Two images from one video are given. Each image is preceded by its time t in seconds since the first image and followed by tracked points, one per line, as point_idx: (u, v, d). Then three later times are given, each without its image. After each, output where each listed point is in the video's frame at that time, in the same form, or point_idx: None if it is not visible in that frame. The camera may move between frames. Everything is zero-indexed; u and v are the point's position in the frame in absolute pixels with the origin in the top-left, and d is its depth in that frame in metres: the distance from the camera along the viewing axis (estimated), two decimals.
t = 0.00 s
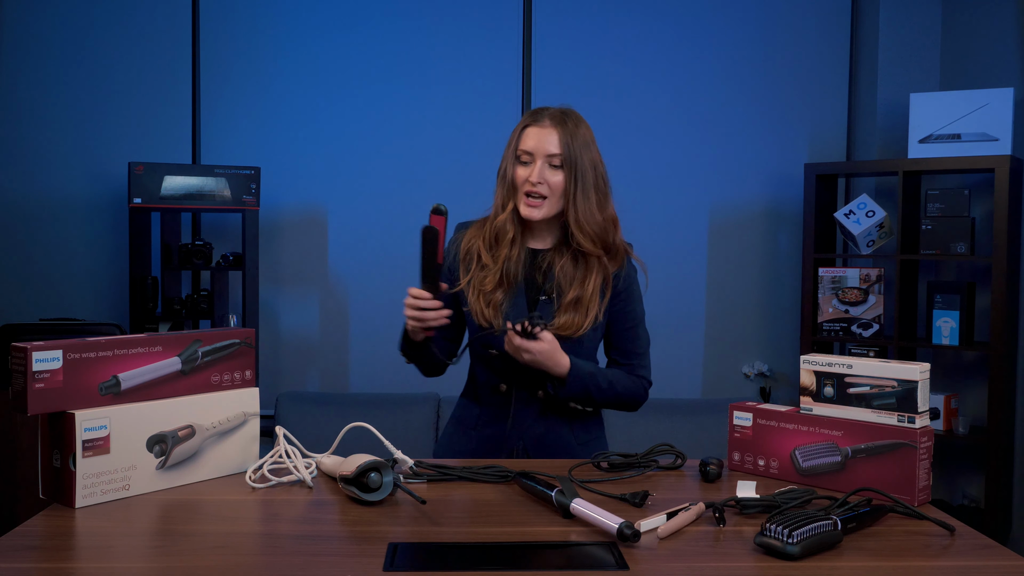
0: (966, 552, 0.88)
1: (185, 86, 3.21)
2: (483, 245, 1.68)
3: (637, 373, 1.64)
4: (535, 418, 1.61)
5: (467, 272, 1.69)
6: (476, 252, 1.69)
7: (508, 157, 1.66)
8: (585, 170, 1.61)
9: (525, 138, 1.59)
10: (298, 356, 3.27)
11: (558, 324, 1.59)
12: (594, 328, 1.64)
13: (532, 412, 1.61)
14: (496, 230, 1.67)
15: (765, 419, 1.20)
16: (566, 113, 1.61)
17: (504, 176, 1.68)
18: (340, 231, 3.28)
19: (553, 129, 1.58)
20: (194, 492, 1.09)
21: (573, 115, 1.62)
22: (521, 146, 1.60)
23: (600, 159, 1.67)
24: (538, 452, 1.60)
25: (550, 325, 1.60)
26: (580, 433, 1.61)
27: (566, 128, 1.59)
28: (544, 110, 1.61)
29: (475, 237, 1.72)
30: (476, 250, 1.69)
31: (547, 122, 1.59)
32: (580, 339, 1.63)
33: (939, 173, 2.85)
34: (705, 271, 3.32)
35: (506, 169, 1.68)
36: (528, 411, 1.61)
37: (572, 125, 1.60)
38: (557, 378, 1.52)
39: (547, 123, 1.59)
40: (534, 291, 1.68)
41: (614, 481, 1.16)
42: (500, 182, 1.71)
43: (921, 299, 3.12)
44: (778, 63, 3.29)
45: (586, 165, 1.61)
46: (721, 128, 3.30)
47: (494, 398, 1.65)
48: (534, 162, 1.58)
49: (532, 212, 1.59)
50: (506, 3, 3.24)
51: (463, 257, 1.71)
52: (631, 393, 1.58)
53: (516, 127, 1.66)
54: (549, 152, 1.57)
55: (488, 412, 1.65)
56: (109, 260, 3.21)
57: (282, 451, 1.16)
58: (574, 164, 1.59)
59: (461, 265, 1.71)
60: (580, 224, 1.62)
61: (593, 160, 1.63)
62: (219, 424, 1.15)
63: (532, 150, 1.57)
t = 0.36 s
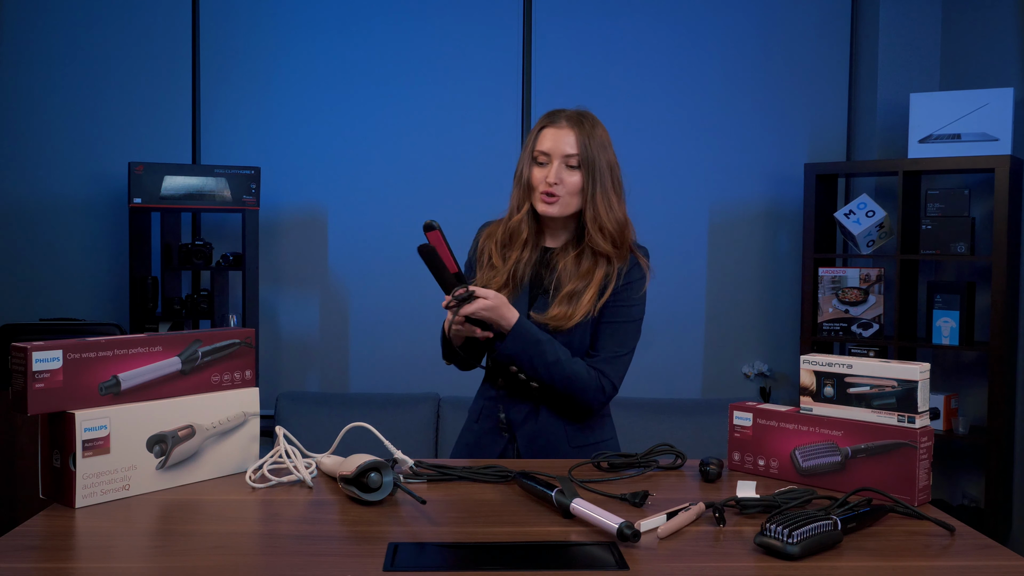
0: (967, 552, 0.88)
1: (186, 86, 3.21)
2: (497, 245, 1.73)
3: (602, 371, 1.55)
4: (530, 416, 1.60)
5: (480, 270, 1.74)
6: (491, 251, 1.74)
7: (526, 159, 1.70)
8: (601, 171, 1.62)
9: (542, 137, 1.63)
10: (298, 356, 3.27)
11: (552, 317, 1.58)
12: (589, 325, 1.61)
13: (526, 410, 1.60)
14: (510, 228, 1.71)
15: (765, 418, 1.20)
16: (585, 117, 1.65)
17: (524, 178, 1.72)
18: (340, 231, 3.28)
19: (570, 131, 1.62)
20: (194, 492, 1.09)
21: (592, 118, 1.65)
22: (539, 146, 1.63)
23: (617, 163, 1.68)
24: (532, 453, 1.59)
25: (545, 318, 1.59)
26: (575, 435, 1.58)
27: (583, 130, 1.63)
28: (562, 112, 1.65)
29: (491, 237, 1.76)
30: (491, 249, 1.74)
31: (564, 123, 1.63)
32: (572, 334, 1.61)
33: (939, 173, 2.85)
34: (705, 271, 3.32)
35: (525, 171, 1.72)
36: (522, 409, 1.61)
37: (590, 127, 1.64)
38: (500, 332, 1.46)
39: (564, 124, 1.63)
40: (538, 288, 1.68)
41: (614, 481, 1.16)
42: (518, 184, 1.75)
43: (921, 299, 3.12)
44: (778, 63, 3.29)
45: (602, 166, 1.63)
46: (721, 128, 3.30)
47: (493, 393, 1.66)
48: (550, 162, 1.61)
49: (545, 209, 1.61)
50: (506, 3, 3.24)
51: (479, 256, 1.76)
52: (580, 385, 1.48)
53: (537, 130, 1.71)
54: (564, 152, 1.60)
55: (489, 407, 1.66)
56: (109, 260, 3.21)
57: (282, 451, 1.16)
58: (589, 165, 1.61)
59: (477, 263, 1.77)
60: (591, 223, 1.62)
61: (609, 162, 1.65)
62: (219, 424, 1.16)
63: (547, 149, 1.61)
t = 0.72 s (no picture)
0: (967, 552, 0.88)
1: (186, 86, 3.21)
2: (507, 246, 1.75)
3: (601, 373, 1.53)
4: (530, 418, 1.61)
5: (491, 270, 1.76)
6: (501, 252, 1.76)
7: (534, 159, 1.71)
8: (608, 172, 1.63)
9: (550, 138, 1.65)
10: (298, 356, 3.27)
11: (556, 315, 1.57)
12: (593, 326, 1.60)
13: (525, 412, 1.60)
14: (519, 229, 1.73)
15: (765, 418, 1.20)
16: (593, 117, 1.66)
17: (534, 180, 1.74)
18: (340, 231, 3.27)
19: (578, 131, 1.63)
20: (194, 492, 1.09)
21: (600, 119, 1.66)
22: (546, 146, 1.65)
23: (626, 163, 1.69)
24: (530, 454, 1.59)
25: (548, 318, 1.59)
26: (574, 438, 1.59)
27: (590, 130, 1.63)
28: (571, 113, 1.66)
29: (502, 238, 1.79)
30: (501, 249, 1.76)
31: (572, 123, 1.64)
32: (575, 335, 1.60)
33: (939, 173, 2.85)
34: (705, 271, 3.32)
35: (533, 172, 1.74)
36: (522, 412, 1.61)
37: (598, 127, 1.64)
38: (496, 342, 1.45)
39: (572, 124, 1.64)
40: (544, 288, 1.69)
41: (614, 481, 1.16)
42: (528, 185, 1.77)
43: (921, 299, 3.12)
44: (778, 63, 3.29)
45: (609, 167, 1.63)
46: (721, 128, 3.30)
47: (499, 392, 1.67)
48: (557, 162, 1.62)
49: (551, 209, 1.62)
50: (506, 3, 3.24)
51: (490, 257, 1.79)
52: (579, 389, 1.48)
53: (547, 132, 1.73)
54: (571, 151, 1.61)
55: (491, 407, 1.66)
56: (109, 260, 3.21)
57: (282, 451, 1.16)
58: (596, 165, 1.62)
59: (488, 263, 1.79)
60: (596, 223, 1.61)
61: (618, 163, 1.65)
62: (219, 424, 1.16)
63: (554, 149, 1.62)
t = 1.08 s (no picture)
0: (966, 552, 0.88)
1: (186, 86, 3.22)
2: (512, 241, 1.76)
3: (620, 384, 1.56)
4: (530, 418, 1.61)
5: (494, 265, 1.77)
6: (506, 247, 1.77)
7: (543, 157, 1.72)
8: (616, 173, 1.62)
9: (561, 136, 1.65)
10: (298, 356, 3.27)
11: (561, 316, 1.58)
12: (601, 330, 1.60)
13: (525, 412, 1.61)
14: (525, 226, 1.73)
15: (765, 418, 1.20)
16: (605, 118, 1.65)
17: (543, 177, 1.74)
18: (340, 231, 3.27)
19: (587, 130, 1.63)
20: (194, 492, 1.09)
21: (613, 120, 1.65)
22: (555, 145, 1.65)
23: (636, 166, 1.67)
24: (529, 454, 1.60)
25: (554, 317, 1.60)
26: (573, 440, 1.59)
27: (600, 131, 1.63)
28: (583, 112, 1.65)
29: (508, 234, 1.80)
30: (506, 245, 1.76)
31: (582, 122, 1.64)
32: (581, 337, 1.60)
33: (939, 173, 2.85)
34: (705, 271, 3.32)
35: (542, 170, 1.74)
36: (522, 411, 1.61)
37: (608, 128, 1.63)
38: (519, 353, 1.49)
39: (582, 124, 1.64)
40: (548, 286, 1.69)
41: (614, 481, 1.16)
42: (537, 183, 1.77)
43: (921, 299, 3.12)
44: (778, 63, 3.29)
45: (618, 168, 1.63)
46: (721, 128, 3.30)
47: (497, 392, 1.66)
48: (565, 160, 1.63)
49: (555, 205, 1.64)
50: (506, 3, 3.24)
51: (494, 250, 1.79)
52: (602, 400, 1.52)
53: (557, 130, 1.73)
54: (581, 151, 1.61)
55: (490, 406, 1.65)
56: (110, 260, 3.21)
57: (282, 451, 1.16)
58: (605, 165, 1.62)
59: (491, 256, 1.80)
60: (604, 225, 1.61)
61: (627, 165, 1.65)
62: (219, 424, 1.16)
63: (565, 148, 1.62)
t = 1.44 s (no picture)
0: (967, 551, 0.88)
1: (186, 86, 3.22)
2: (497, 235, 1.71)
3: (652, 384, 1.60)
4: (526, 412, 1.60)
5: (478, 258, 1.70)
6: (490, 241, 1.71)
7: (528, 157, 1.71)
8: (607, 171, 1.64)
9: (552, 135, 1.65)
10: (298, 356, 3.27)
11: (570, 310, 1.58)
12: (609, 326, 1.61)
13: (523, 404, 1.60)
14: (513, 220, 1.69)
15: (765, 419, 1.20)
16: (593, 116, 1.66)
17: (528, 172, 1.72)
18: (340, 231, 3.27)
19: (575, 129, 1.65)
20: (194, 492, 1.09)
21: (600, 119, 1.66)
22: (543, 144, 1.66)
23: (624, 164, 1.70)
24: (523, 450, 1.59)
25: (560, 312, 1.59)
26: (567, 435, 1.59)
27: (590, 129, 1.65)
28: (571, 110, 1.66)
29: (490, 228, 1.75)
30: (491, 239, 1.71)
31: (571, 121, 1.65)
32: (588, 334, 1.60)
33: (939, 173, 2.85)
34: (705, 271, 3.32)
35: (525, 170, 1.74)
36: (519, 403, 1.60)
37: (597, 126, 1.65)
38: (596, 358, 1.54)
39: (572, 122, 1.65)
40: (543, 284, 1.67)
41: (615, 481, 1.16)
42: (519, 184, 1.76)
43: (921, 299, 3.12)
44: (779, 63, 3.29)
45: (608, 166, 1.64)
46: (721, 128, 3.30)
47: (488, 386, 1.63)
48: (554, 160, 1.64)
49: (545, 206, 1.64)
50: (506, 3, 3.24)
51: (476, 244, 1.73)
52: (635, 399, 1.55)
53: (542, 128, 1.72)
54: (572, 150, 1.63)
55: (480, 402, 1.62)
56: (110, 259, 3.21)
57: (282, 451, 1.16)
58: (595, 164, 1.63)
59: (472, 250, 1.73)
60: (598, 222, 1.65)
61: (616, 163, 1.66)
62: (219, 424, 1.16)
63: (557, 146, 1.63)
